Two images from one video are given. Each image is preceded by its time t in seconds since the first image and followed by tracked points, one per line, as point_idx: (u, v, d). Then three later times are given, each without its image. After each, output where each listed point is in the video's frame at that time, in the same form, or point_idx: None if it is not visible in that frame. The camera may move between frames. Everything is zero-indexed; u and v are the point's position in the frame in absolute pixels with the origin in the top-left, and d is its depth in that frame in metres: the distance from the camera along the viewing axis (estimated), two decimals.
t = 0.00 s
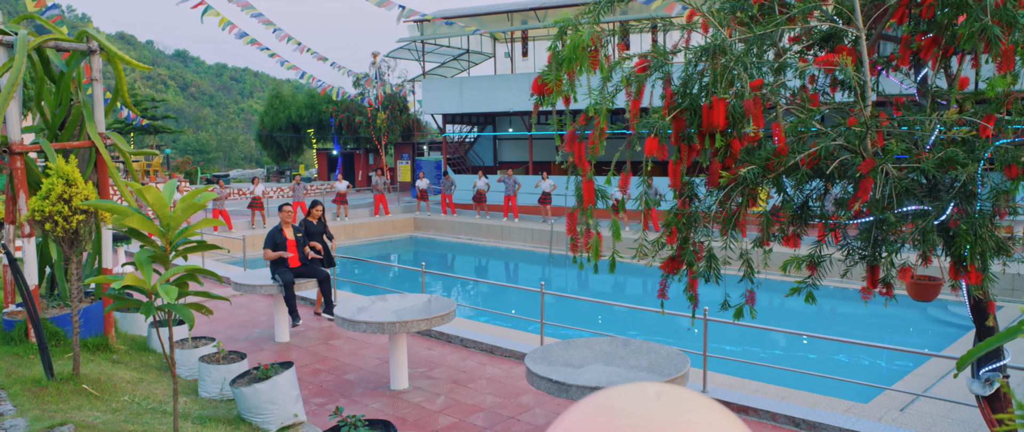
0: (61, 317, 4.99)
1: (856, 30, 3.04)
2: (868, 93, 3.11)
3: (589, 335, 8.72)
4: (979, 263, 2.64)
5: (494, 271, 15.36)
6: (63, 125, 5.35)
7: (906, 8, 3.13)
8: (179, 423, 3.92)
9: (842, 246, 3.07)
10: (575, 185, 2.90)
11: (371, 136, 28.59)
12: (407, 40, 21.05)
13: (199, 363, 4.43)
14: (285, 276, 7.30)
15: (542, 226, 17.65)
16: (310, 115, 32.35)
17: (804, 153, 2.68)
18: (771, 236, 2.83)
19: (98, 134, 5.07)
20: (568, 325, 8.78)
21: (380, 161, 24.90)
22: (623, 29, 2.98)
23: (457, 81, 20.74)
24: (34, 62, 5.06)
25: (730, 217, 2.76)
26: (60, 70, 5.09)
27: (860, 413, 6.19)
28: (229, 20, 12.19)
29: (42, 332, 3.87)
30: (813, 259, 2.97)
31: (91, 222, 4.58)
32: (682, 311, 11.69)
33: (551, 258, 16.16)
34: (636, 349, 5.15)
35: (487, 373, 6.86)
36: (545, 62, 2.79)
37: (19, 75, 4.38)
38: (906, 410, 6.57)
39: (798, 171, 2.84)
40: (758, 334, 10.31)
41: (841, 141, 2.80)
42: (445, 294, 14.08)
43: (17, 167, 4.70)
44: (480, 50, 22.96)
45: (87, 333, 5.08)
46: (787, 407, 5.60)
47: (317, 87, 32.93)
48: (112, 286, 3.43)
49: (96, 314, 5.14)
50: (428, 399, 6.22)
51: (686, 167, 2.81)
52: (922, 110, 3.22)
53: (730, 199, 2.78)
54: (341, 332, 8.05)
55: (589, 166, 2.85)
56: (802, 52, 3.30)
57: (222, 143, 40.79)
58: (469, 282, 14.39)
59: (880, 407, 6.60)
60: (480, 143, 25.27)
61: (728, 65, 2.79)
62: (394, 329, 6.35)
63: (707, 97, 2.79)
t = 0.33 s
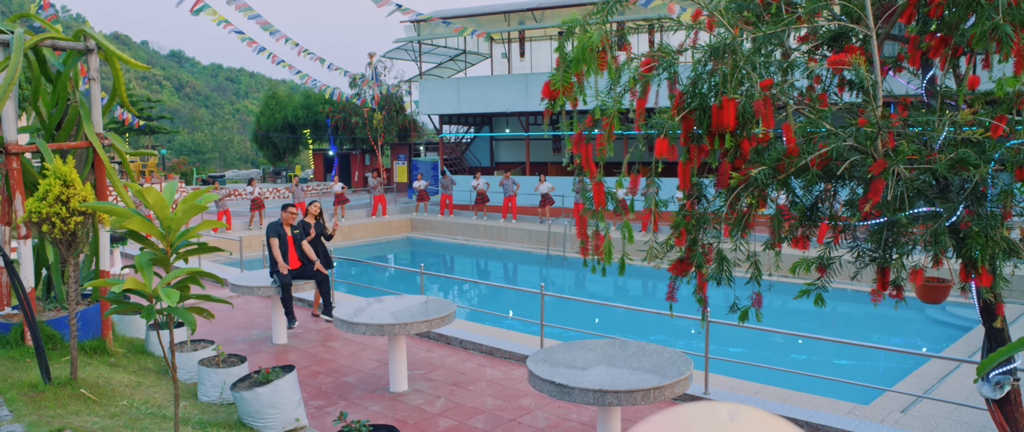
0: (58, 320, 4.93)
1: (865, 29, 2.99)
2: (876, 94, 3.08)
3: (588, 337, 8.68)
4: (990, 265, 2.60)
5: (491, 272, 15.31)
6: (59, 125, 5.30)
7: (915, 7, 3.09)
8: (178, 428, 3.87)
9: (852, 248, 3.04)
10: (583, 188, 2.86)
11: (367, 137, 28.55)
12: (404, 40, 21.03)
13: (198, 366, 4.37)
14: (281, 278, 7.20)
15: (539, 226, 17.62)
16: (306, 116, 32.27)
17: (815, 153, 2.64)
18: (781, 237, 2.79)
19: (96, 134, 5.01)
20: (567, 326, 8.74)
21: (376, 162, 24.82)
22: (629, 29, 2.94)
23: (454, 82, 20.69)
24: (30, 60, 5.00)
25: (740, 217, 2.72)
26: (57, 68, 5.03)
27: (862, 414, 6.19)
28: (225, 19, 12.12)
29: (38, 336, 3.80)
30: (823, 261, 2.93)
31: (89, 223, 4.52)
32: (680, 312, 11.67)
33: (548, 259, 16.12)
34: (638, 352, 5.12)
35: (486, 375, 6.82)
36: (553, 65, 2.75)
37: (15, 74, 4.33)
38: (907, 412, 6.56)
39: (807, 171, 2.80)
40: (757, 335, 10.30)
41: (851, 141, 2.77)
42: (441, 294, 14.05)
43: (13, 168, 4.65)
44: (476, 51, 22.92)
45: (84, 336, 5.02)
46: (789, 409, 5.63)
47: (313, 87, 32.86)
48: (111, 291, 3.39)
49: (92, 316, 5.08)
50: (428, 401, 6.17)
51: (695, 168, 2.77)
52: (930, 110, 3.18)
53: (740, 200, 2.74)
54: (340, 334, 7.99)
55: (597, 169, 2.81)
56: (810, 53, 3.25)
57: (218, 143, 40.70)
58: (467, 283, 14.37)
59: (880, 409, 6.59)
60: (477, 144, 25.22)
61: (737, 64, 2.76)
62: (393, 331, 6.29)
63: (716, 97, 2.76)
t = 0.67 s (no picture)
0: (58, 321, 4.87)
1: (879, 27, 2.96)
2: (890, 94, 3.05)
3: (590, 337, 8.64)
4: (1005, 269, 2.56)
5: (491, 273, 15.24)
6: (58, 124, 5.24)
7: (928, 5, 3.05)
8: None
9: (868, 249, 3.01)
10: (594, 189, 2.83)
11: (365, 136, 28.45)
12: (402, 39, 20.99)
13: (200, 369, 4.31)
14: (282, 277, 7.13)
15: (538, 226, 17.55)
16: (304, 116, 32.18)
17: (831, 154, 2.60)
18: (796, 239, 2.75)
19: (96, 133, 4.96)
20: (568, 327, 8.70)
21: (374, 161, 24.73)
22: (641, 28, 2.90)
23: (452, 81, 20.62)
24: (29, 58, 4.94)
25: (755, 218, 2.68)
26: (56, 66, 4.97)
27: (867, 416, 6.17)
28: (224, 19, 12.06)
29: (38, 339, 3.72)
30: (837, 262, 2.89)
31: (89, 225, 4.47)
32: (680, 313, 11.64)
33: (547, 259, 16.06)
34: (643, 353, 5.07)
35: (489, 376, 6.77)
36: (564, 64, 2.71)
37: (13, 72, 4.27)
38: (912, 414, 6.54)
39: (823, 172, 2.75)
40: (756, 336, 10.27)
41: (866, 141, 2.73)
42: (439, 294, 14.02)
43: (12, 168, 4.59)
44: (475, 50, 22.86)
45: (83, 339, 4.96)
46: (794, 411, 5.62)
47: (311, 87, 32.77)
48: (116, 293, 3.36)
49: (93, 319, 5.02)
50: (430, 403, 6.12)
51: (709, 168, 2.73)
52: (944, 110, 3.13)
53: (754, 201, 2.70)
54: (340, 335, 7.94)
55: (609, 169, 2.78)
56: (822, 52, 3.20)
57: (214, 143, 40.57)
58: (465, 284, 14.34)
59: (885, 410, 6.56)
60: (475, 144, 25.14)
61: (752, 63, 2.71)
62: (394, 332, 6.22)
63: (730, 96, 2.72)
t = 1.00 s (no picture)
0: (57, 324, 4.80)
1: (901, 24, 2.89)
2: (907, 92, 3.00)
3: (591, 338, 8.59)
4: None
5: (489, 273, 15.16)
6: (58, 123, 5.16)
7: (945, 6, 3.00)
8: None
9: (886, 251, 2.96)
10: (607, 188, 2.75)
11: (362, 136, 28.38)
12: (400, 39, 20.94)
13: (203, 372, 4.24)
14: (282, 278, 7.05)
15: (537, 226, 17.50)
16: (301, 114, 32.13)
17: (850, 154, 2.55)
18: (814, 241, 2.70)
19: (95, 132, 4.89)
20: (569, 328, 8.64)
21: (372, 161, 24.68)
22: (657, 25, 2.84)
23: (451, 81, 20.56)
24: (28, 55, 4.86)
25: (772, 220, 2.62)
26: (55, 63, 4.89)
27: (872, 418, 6.13)
28: (223, 18, 11.97)
29: (38, 342, 3.65)
30: (855, 265, 2.83)
31: (90, 225, 4.40)
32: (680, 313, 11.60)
33: (546, 259, 16.02)
34: (649, 355, 5.01)
35: (491, 378, 6.71)
36: (576, 59, 2.64)
37: (12, 69, 4.20)
38: (917, 416, 6.51)
39: (840, 172, 2.69)
40: (755, 336, 10.23)
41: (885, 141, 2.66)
42: (437, 295, 13.97)
43: (10, 167, 4.51)
44: (473, 49, 22.80)
45: (84, 341, 4.90)
46: (801, 414, 5.58)
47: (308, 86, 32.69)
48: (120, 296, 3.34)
49: (93, 320, 4.95)
50: (432, 405, 6.06)
51: (724, 169, 2.68)
52: (961, 109, 3.07)
53: (772, 201, 2.64)
54: (341, 336, 7.87)
55: (623, 167, 2.71)
56: (837, 50, 3.14)
57: (211, 142, 40.46)
58: (463, 283, 14.28)
59: (890, 412, 6.53)
60: (473, 143, 25.09)
61: (770, 60, 2.65)
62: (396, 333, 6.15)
63: (747, 94, 2.66)
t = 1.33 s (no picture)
0: (61, 325, 4.76)
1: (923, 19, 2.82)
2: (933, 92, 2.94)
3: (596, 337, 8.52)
4: None
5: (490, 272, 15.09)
6: (60, 121, 5.10)
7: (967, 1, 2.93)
8: None
9: (907, 251, 2.92)
10: (623, 188, 2.69)
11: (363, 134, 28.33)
12: (402, 36, 20.86)
13: (209, 375, 4.18)
14: (286, 278, 7.02)
15: (538, 225, 17.44)
16: (301, 113, 32.01)
17: (873, 153, 2.50)
18: (836, 241, 2.63)
19: (98, 129, 4.82)
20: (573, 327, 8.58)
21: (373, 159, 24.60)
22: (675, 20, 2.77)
23: (452, 79, 20.49)
24: (30, 52, 4.79)
25: (794, 220, 2.56)
26: (57, 61, 4.83)
27: (882, 418, 6.08)
28: (225, 16, 11.88)
29: (41, 344, 3.59)
30: (875, 265, 2.78)
31: (95, 225, 4.34)
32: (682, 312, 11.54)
33: (547, 258, 15.99)
34: (658, 356, 4.95)
35: (496, 378, 6.65)
36: (594, 54, 2.58)
37: (15, 66, 4.14)
38: (926, 417, 6.47)
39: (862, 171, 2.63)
40: (757, 335, 10.19)
41: (907, 139, 2.60)
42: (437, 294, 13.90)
43: (11, 165, 4.45)
44: (474, 47, 22.78)
45: (88, 341, 4.85)
46: (810, 414, 5.53)
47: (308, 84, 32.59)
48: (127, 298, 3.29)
49: (97, 321, 4.90)
50: (438, 406, 6.00)
51: (744, 168, 2.63)
52: (983, 107, 3.01)
53: (793, 200, 2.58)
54: (344, 336, 7.81)
55: (640, 166, 2.65)
56: (855, 48, 3.07)
57: (210, 140, 40.46)
58: (463, 282, 14.22)
59: (898, 412, 6.48)
60: (474, 141, 25.21)
61: (791, 57, 2.59)
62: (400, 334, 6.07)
63: (768, 91, 2.61)
